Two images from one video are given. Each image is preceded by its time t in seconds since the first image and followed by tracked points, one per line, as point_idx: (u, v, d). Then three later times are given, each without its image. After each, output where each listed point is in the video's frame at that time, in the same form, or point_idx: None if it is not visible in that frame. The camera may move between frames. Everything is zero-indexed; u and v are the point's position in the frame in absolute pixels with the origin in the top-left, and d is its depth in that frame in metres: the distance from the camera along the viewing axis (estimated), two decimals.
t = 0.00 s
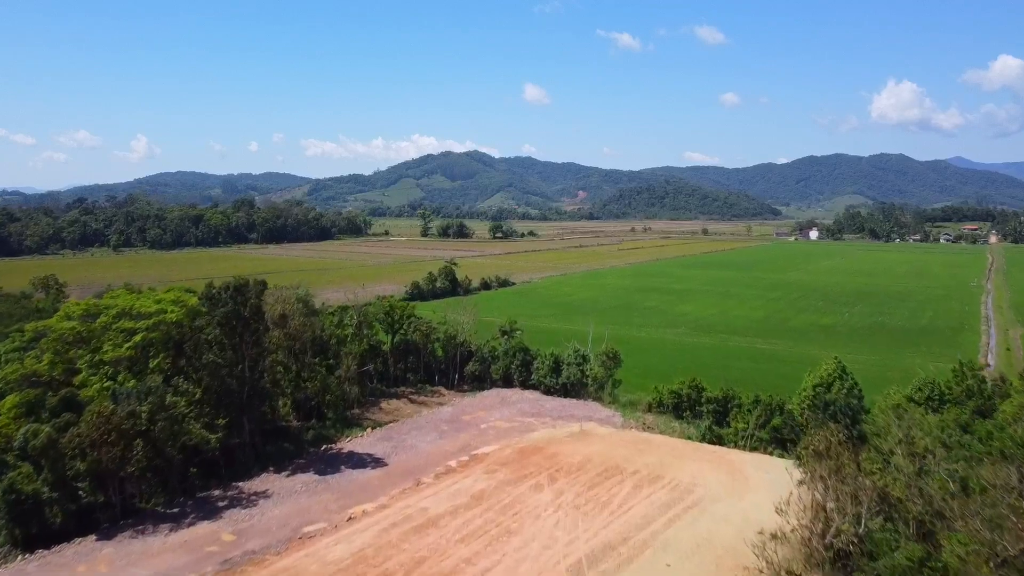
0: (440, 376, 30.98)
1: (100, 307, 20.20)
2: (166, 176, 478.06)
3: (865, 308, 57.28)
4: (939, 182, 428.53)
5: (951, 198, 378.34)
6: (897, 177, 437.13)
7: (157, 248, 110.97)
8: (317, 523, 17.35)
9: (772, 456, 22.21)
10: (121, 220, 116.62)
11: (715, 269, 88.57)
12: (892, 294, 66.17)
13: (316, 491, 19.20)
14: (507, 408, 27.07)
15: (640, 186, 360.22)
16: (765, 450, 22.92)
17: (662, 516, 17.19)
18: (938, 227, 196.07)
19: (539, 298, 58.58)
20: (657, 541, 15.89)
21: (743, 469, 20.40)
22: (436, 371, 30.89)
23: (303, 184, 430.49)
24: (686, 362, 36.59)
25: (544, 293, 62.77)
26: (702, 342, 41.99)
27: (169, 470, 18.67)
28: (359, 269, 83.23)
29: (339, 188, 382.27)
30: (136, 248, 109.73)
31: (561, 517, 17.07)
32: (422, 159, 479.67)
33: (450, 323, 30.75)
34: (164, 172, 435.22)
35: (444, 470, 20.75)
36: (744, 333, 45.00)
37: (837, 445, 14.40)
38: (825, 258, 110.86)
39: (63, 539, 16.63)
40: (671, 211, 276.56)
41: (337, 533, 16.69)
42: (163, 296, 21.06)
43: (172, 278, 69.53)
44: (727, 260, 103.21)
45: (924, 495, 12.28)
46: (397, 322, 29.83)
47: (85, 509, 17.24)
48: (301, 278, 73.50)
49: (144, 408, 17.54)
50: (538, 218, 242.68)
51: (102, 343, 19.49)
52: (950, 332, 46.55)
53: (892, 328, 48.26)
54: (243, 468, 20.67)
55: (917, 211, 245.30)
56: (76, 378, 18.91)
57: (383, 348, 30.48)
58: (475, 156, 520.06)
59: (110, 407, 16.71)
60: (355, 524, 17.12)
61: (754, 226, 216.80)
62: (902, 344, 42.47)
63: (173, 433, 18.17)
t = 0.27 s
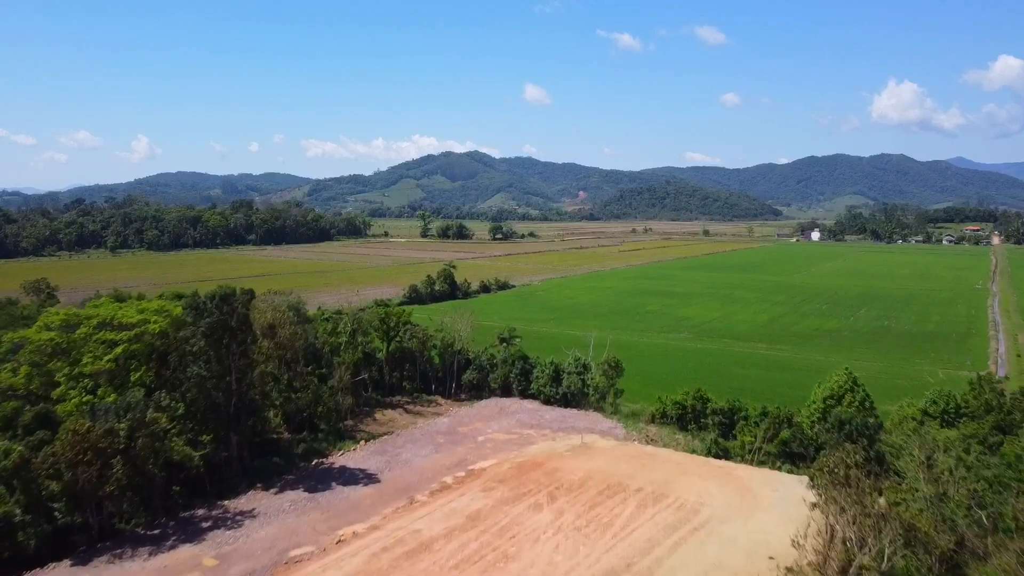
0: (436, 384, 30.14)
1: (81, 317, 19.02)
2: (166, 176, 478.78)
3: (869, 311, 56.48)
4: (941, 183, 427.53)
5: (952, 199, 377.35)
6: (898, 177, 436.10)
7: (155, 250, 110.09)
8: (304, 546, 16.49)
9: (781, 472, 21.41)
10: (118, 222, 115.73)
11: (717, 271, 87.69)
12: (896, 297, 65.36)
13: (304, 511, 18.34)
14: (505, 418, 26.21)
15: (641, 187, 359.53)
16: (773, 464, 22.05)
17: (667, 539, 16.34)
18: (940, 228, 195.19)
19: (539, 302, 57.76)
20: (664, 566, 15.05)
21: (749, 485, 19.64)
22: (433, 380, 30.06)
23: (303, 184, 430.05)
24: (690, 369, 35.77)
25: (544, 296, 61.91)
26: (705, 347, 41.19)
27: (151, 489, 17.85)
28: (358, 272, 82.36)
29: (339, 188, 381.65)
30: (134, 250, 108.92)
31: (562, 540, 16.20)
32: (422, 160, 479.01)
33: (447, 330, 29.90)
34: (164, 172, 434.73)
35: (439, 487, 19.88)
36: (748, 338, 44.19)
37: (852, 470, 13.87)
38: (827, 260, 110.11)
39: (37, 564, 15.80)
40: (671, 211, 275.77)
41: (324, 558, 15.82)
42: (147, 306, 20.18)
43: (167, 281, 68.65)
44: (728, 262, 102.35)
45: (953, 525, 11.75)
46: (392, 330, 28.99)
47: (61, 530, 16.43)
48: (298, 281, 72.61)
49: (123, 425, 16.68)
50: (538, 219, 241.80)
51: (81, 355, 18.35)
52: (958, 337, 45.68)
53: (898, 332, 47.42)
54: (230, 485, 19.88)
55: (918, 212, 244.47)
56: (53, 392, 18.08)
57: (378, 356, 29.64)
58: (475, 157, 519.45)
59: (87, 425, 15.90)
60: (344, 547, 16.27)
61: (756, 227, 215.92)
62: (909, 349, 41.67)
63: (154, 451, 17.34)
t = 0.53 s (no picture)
0: (433, 394, 29.30)
1: (59, 329, 18.22)
2: (166, 176, 478.40)
3: (874, 315, 55.58)
4: (942, 184, 425.94)
5: (953, 199, 376.28)
6: (899, 178, 435.20)
7: (152, 251, 109.33)
8: (290, 572, 15.63)
9: (790, 488, 20.58)
10: (115, 223, 114.94)
11: (719, 273, 86.87)
12: (901, 300, 64.51)
13: (292, 532, 17.48)
14: (503, 430, 25.35)
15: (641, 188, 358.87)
16: (782, 480, 21.16)
17: (673, 564, 15.51)
18: (942, 229, 194.40)
19: (539, 305, 56.94)
20: None
21: (758, 505, 18.78)
22: (429, 389, 29.22)
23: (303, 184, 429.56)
24: (692, 376, 34.92)
25: (545, 299, 61.08)
26: (708, 353, 40.36)
27: (130, 510, 16.92)
28: (356, 274, 81.54)
29: (339, 189, 380.95)
30: (131, 252, 108.09)
31: (561, 565, 15.36)
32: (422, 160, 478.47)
33: (444, 338, 29.08)
34: (164, 172, 434.18)
35: (433, 506, 19.01)
36: (751, 344, 43.29)
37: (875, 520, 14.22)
38: (830, 261, 109.27)
39: None
40: (672, 212, 274.99)
41: None
42: (128, 316, 19.23)
43: (162, 284, 67.78)
44: (730, 264, 101.47)
45: (985, 560, 11.38)
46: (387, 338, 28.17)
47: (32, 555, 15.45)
48: (296, 284, 71.76)
49: (98, 443, 15.69)
50: (538, 219, 241.01)
51: (58, 369, 17.48)
52: (965, 342, 44.76)
53: (904, 337, 46.50)
54: (215, 503, 18.99)
55: (920, 213, 243.63)
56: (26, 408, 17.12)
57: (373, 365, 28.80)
58: (475, 157, 518.81)
59: (60, 444, 14.90)
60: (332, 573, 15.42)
61: (756, 228, 215.12)
62: (916, 355, 40.76)
63: (133, 471, 16.39)
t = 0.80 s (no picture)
0: (429, 403, 28.42)
1: (35, 339, 17.34)
2: (166, 176, 477.93)
3: (879, 319, 54.68)
4: (943, 184, 425.06)
5: (955, 199, 375.33)
6: (900, 178, 434.24)
7: (149, 253, 108.57)
8: None
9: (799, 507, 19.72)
10: (113, 224, 114.17)
11: (721, 275, 85.91)
12: (906, 303, 63.64)
13: (278, 555, 16.63)
14: (501, 443, 24.48)
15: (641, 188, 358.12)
16: (791, 497, 20.29)
17: None
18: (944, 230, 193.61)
19: (539, 309, 56.10)
20: None
21: (767, 525, 17.96)
22: (425, 399, 28.35)
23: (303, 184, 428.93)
24: (696, 383, 34.07)
25: (545, 302, 60.23)
26: (711, 359, 39.51)
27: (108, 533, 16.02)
28: (354, 276, 80.67)
29: (339, 189, 380.17)
30: (128, 253, 107.26)
31: None
32: (422, 160, 477.72)
33: (440, 346, 28.20)
34: (164, 172, 433.80)
35: (426, 526, 18.15)
36: (755, 350, 42.42)
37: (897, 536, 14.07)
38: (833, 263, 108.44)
39: None
40: (672, 212, 274.13)
41: None
42: (107, 327, 18.31)
43: (158, 287, 66.90)
44: (731, 266, 100.53)
45: None
46: (381, 346, 27.30)
47: None
48: (293, 286, 70.92)
49: (72, 465, 14.78)
50: (538, 220, 240.10)
51: (34, 383, 16.60)
52: (973, 348, 43.85)
53: (910, 342, 45.61)
54: (198, 523, 18.15)
55: (921, 213, 242.73)
56: None
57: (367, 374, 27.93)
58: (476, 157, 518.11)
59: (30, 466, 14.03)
60: None
61: (757, 229, 214.21)
62: (924, 362, 39.86)
63: (110, 492, 15.49)
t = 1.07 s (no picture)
0: (424, 413, 27.61)
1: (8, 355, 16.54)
2: (166, 177, 477.76)
3: (884, 323, 53.76)
4: (944, 184, 424.41)
5: (956, 199, 373.46)
6: (901, 179, 433.08)
7: (146, 255, 107.76)
8: None
9: (811, 527, 18.84)
10: (110, 226, 113.33)
11: (723, 278, 85.02)
12: (910, 307, 62.89)
13: None
14: (499, 456, 23.61)
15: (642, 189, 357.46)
16: (801, 516, 19.44)
17: None
18: (946, 230, 192.96)
19: (539, 312, 55.35)
20: None
21: (776, 547, 17.18)
22: (421, 409, 27.55)
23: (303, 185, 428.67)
24: (699, 391, 33.23)
25: (545, 305, 59.38)
26: (714, 365, 38.65)
27: (82, 559, 15.12)
28: (352, 279, 79.81)
29: (338, 189, 379.49)
30: (124, 255, 106.42)
31: None
32: (422, 161, 477.46)
33: (436, 354, 27.39)
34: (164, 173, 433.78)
35: (419, 549, 17.33)
36: (759, 355, 41.52)
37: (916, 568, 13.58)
38: (835, 264, 107.67)
39: None
40: (673, 212, 273.46)
41: None
42: (84, 340, 17.46)
43: (153, 291, 66.02)
44: (734, 267, 99.52)
45: None
46: (376, 354, 26.51)
47: None
48: (290, 289, 70.00)
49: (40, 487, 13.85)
50: (539, 220, 239.11)
51: (6, 399, 15.76)
52: (982, 353, 42.91)
53: (917, 347, 44.67)
54: (180, 545, 17.31)
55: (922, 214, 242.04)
56: None
57: (360, 384, 27.08)
58: (476, 158, 517.42)
59: None
60: None
61: (759, 229, 213.15)
62: (932, 368, 38.93)
63: (82, 515, 14.55)
